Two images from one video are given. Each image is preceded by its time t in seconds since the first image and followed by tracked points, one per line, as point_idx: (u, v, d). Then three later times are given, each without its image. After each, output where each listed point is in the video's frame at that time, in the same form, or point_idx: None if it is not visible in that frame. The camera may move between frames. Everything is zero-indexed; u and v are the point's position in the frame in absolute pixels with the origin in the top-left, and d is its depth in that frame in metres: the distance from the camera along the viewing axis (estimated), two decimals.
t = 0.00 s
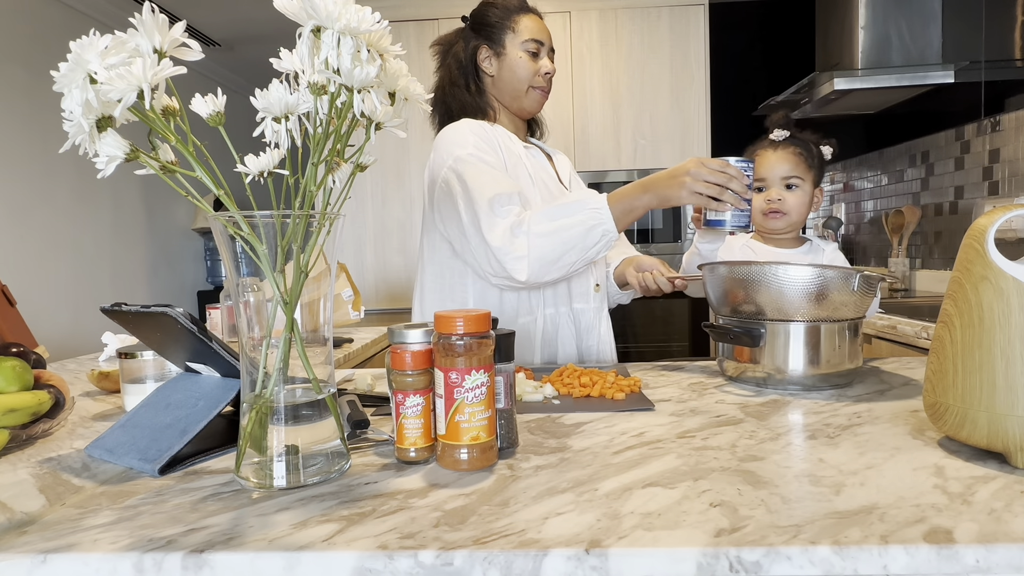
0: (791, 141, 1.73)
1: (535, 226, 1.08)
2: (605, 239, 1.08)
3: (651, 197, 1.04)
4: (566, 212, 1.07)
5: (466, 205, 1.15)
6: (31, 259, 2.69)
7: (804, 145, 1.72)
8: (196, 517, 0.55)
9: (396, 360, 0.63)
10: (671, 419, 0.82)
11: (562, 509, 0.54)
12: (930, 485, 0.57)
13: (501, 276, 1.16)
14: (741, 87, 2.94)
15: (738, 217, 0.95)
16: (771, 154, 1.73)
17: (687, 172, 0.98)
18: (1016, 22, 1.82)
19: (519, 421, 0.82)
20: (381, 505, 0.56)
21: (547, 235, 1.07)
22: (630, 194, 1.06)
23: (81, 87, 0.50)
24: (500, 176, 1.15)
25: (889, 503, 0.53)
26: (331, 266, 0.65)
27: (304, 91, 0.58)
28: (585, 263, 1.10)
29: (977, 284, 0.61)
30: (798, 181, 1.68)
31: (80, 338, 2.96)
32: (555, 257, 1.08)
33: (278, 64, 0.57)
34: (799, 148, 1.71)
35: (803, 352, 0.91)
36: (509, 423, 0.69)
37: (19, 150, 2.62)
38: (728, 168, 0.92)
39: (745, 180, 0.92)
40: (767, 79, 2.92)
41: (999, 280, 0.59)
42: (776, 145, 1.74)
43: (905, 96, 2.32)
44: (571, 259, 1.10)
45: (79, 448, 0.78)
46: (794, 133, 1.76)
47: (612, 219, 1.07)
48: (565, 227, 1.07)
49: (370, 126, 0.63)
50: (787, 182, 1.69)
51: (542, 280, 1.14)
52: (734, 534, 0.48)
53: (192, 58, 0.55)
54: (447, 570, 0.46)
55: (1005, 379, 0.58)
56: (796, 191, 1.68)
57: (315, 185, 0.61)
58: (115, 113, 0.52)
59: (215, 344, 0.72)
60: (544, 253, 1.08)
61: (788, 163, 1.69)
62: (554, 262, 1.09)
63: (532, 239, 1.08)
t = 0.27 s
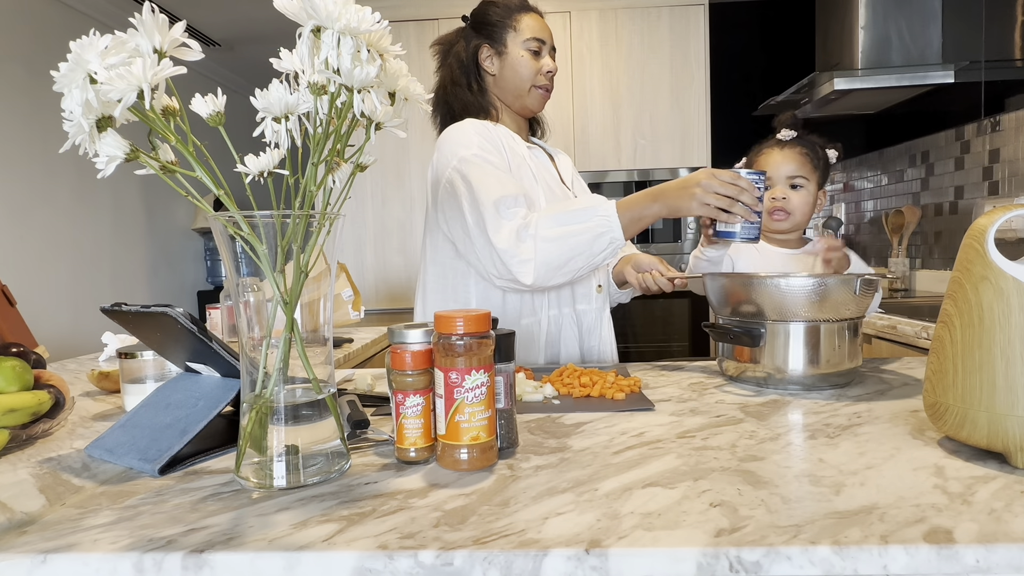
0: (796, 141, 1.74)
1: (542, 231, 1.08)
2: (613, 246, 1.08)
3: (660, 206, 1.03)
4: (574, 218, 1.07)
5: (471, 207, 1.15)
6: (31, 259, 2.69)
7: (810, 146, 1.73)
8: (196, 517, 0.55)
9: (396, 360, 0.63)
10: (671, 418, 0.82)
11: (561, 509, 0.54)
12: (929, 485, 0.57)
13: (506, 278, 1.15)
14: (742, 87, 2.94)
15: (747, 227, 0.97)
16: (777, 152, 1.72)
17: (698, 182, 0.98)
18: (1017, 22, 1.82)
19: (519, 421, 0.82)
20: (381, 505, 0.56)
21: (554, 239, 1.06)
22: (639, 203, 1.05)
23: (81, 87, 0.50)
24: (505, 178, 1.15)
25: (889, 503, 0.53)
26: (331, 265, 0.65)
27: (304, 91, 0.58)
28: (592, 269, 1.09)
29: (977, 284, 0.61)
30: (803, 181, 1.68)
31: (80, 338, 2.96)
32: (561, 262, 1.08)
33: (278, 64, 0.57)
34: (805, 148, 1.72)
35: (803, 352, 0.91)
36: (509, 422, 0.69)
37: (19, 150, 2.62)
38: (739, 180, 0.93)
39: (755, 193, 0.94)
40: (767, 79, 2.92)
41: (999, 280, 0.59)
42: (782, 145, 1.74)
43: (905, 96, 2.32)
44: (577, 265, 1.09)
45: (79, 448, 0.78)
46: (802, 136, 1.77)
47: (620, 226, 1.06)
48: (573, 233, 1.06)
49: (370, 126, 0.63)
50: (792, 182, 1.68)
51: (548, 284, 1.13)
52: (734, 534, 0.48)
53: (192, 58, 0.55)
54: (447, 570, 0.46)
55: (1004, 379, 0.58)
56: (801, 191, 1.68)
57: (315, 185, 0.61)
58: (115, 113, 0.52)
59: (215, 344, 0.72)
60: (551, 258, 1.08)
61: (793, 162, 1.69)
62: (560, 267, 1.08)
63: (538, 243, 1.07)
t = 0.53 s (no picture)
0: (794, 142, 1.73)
1: (549, 235, 1.07)
2: (619, 251, 1.07)
3: (669, 213, 1.03)
4: (582, 223, 1.06)
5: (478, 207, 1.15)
6: (31, 258, 2.69)
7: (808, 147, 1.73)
8: (196, 517, 0.55)
9: (396, 360, 0.63)
10: (671, 418, 0.82)
11: (561, 510, 0.54)
12: (929, 485, 0.57)
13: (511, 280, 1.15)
14: (742, 87, 2.94)
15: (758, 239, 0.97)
16: (776, 154, 1.71)
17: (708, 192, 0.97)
18: (1017, 22, 1.82)
19: (519, 421, 0.82)
20: (380, 506, 0.56)
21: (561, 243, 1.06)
22: (648, 209, 1.05)
23: (81, 87, 0.50)
24: (511, 179, 1.15)
25: (889, 503, 0.53)
26: (331, 266, 0.65)
27: (304, 91, 0.58)
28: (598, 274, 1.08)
29: (977, 284, 0.61)
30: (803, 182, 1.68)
31: (80, 338, 2.96)
32: (568, 267, 1.07)
33: (278, 64, 0.57)
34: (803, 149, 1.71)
35: (805, 351, 0.91)
36: (509, 422, 0.69)
37: (19, 150, 2.62)
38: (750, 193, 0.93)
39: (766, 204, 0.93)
40: (767, 79, 2.92)
41: (999, 280, 0.59)
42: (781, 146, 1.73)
43: (905, 96, 2.32)
44: (584, 269, 1.09)
45: (78, 449, 0.78)
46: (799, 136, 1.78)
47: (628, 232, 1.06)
48: (580, 237, 1.06)
49: (370, 126, 0.63)
50: (792, 183, 1.68)
51: (553, 287, 1.13)
52: (734, 534, 0.48)
53: (192, 58, 0.55)
54: (447, 570, 0.46)
55: (1004, 379, 0.58)
56: (801, 192, 1.68)
57: (315, 185, 0.61)
58: (115, 113, 0.52)
59: (215, 344, 0.72)
60: (558, 261, 1.07)
61: (793, 163, 1.68)
62: (567, 271, 1.08)
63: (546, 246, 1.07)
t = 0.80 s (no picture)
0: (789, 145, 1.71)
1: (556, 249, 1.06)
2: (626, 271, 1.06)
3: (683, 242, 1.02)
4: (589, 241, 1.04)
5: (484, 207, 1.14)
6: (31, 258, 2.69)
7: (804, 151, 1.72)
8: (196, 517, 0.55)
9: (396, 360, 0.63)
10: (671, 418, 0.82)
11: (562, 510, 0.54)
12: (929, 485, 0.57)
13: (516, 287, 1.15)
14: (742, 87, 2.94)
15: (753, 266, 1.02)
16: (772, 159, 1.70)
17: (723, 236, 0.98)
18: (1017, 22, 1.82)
19: (519, 421, 0.82)
20: (381, 506, 0.56)
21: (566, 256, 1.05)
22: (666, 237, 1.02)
23: (81, 87, 0.50)
24: (519, 184, 1.14)
25: (889, 503, 0.53)
26: (331, 266, 0.65)
27: (304, 91, 0.58)
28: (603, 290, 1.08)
29: (977, 283, 0.61)
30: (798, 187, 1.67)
31: (80, 338, 2.96)
32: (573, 281, 1.07)
33: (278, 64, 0.57)
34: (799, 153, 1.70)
35: (805, 351, 0.91)
36: (509, 422, 0.69)
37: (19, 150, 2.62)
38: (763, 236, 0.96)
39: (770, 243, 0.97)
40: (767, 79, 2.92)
41: (999, 279, 0.59)
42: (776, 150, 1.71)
43: (905, 96, 2.32)
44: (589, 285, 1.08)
45: (79, 449, 0.78)
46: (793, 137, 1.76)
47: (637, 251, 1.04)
48: (586, 254, 1.05)
49: (370, 126, 0.63)
50: (788, 189, 1.68)
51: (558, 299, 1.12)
52: (734, 534, 0.48)
53: (192, 58, 0.55)
54: (447, 570, 0.46)
55: (1004, 379, 0.58)
56: (797, 198, 1.68)
57: (315, 185, 0.61)
58: (115, 113, 0.52)
59: (215, 344, 0.72)
60: (563, 275, 1.06)
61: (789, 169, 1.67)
62: (572, 286, 1.07)
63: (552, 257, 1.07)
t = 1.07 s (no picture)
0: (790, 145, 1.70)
1: (538, 208, 1.08)
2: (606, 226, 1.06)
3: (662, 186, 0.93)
4: (567, 196, 1.06)
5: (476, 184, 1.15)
6: (31, 258, 2.69)
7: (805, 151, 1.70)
8: (196, 517, 0.55)
9: (396, 360, 0.63)
10: (671, 418, 0.82)
11: (562, 509, 0.54)
12: (929, 485, 0.57)
13: (504, 260, 1.16)
14: (742, 87, 2.94)
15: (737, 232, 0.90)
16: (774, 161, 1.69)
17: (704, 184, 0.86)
18: (1017, 21, 1.82)
19: (519, 421, 0.82)
20: (380, 505, 0.56)
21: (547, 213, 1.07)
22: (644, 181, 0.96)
23: (81, 87, 0.50)
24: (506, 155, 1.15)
25: (889, 503, 0.53)
26: (331, 266, 0.65)
27: (304, 91, 0.58)
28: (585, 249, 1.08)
29: (977, 284, 0.61)
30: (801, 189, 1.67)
31: (80, 338, 2.96)
32: (555, 240, 1.08)
33: (278, 64, 0.57)
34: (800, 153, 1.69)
35: (804, 351, 0.91)
36: (509, 422, 0.69)
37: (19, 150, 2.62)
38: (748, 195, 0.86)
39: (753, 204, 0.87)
40: (767, 79, 2.92)
41: (999, 279, 0.59)
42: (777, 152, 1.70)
43: (905, 96, 2.32)
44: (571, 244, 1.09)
45: (79, 449, 0.78)
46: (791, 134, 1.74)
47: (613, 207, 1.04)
48: (565, 211, 1.06)
49: (370, 126, 0.63)
50: (790, 191, 1.67)
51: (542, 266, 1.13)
52: (734, 534, 0.48)
53: (192, 58, 0.55)
54: (447, 570, 0.46)
55: (1004, 379, 0.58)
56: (799, 200, 1.68)
57: (315, 185, 0.61)
58: (115, 113, 0.52)
59: (215, 344, 0.72)
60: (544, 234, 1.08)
61: (791, 171, 1.67)
62: (554, 245, 1.09)
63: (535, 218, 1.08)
